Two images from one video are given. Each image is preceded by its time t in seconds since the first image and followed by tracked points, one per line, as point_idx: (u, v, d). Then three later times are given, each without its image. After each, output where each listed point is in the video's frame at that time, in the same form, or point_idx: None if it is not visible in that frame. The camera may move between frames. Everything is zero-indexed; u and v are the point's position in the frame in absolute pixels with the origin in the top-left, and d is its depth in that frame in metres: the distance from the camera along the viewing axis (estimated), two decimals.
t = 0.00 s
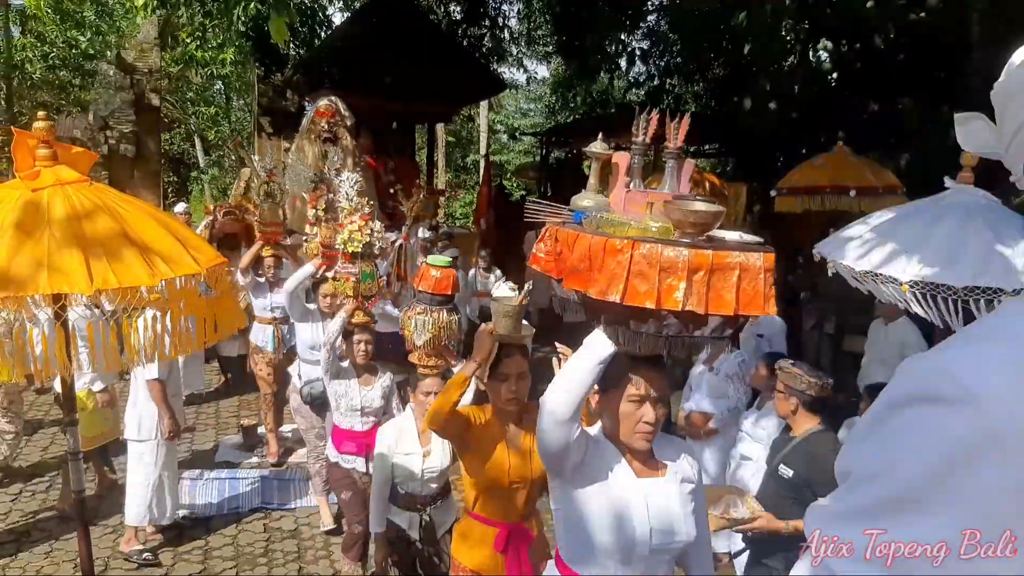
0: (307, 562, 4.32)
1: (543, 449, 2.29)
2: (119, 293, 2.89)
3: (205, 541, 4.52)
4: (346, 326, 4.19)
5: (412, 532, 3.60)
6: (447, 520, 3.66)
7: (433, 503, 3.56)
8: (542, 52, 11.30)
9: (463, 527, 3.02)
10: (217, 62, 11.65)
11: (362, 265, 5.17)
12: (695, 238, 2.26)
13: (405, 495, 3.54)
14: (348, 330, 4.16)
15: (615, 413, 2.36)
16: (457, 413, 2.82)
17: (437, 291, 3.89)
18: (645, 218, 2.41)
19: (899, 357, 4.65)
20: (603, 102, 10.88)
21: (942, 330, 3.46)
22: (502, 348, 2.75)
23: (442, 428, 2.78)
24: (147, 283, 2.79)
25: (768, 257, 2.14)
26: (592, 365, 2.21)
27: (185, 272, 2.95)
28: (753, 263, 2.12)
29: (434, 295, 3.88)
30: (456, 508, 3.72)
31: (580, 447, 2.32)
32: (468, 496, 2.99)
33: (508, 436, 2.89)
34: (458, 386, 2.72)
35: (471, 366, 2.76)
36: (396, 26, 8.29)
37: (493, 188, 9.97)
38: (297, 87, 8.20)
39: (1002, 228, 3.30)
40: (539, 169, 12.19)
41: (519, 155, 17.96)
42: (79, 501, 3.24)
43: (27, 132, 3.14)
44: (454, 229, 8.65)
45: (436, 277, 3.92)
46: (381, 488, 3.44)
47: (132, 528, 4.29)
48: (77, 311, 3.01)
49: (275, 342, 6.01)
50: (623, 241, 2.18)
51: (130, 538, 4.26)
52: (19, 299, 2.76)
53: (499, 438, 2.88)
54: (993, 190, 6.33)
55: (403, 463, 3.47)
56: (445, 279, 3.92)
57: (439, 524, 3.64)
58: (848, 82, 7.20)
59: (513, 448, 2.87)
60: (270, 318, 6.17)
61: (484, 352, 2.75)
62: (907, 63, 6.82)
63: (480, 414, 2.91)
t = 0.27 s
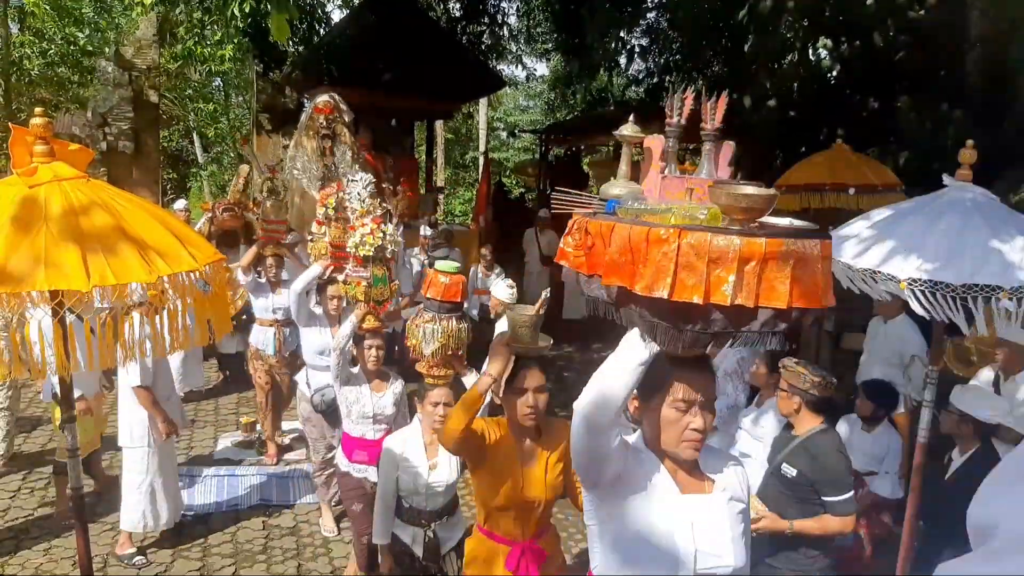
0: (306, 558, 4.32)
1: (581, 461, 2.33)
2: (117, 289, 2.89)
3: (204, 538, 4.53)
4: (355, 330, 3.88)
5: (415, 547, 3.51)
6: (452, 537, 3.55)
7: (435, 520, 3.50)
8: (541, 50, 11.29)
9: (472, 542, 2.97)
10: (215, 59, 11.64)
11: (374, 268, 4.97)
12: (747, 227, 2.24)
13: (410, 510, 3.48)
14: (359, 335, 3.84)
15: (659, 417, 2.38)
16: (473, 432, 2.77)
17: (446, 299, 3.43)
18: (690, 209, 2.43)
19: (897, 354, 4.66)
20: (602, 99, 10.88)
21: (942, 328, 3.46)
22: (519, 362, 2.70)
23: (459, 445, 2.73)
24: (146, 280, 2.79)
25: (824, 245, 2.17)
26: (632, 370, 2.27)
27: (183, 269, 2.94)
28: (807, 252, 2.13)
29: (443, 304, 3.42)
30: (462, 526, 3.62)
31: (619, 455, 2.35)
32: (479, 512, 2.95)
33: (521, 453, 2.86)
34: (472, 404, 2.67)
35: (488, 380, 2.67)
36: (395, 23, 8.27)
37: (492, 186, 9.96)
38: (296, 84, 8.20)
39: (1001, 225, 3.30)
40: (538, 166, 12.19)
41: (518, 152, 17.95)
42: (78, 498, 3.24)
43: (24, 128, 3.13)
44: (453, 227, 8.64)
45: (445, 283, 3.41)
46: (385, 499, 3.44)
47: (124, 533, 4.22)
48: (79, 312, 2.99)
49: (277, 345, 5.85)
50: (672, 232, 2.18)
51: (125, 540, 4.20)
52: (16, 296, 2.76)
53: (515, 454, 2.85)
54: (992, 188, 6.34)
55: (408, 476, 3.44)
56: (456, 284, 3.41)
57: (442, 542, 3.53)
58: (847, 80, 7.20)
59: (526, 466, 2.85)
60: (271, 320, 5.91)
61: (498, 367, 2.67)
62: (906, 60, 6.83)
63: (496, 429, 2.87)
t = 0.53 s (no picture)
0: (309, 558, 4.33)
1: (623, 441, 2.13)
2: (121, 289, 2.90)
3: (207, 539, 4.54)
4: (371, 331, 3.88)
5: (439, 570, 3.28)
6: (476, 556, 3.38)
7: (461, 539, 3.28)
8: (544, 48, 11.29)
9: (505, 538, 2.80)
10: (218, 59, 11.66)
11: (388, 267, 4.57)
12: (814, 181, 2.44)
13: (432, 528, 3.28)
14: (372, 336, 3.86)
15: (709, 394, 2.21)
16: (505, 416, 2.62)
17: (461, 304, 3.67)
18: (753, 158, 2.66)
19: (901, 353, 4.65)
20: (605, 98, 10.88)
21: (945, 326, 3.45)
22: (554, 340, 2.55)
23: (487, 430, 2.58)
24: (149, 279, 2.80)
25: (899, 200, 2.43)
26: (684, 332, 2.02)
27: (186, 268, 2.95)
28: (878, 207, 2.42)
29: (457, 309, 3.65)
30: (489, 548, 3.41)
31: (664, 435, 2.15)
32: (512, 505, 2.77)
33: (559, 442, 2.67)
34: (503, 384, 2.53)
35: (520, 362, 2.55)
36: (397, 22, 8.27)
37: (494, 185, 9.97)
38: (298, 84, 8.22)
39: (1004, 222, 3.28)
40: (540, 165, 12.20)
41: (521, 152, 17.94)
42: (82, 499, 3.25)
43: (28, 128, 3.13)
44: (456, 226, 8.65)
45: (458, 290, 3.69)
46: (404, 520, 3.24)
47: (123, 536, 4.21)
48: (82, 311, 3.00)
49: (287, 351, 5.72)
50: (739, 190, 2.46)
51: (127, 541, 4.19)
52: (21, 296, 2.77)
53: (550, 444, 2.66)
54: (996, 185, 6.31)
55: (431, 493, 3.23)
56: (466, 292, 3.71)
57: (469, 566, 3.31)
58: (850, 77, 7.19)
59: (564, 455, 2.67)
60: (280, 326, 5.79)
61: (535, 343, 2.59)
62: (909, 57, 6.81)
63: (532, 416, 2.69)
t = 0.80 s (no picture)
0: (314, 561, 4.33)
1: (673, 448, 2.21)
2: (126, 292, 2.90)
3: (212, 542, 4.55)
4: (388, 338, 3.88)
5: None
6: (489, 572, 3.37)
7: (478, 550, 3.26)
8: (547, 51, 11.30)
9: (521, 537, 2.83)
10: (222, 62, 11.69)
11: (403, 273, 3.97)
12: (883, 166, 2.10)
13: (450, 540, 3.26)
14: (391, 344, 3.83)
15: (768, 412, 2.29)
16: (531, 409, 2.61)
17: (475, 311, 3.46)
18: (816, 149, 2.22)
19: (905, 355, 4.65)
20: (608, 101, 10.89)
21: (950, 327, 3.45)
22: (581, 330, 2.58)
23: (508, 420, 2.57)
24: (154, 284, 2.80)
25: (985, 196, 2.07)
26: (743, 348, 2.11)
27: (191, 272, 2.96)
28: (965, 203, 2.05)
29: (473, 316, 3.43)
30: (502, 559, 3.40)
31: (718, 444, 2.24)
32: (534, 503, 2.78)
33: (588, 438, 2.67)
34: (527, 375, 2.49)
35: (547, 351, 2.52)
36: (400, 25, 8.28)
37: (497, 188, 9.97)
38: (301, 87, 8.23)
39: (1008, 224, 3.28)
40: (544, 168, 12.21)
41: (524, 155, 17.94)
42: (87, 502, 3.26)
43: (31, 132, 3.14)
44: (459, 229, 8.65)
45: (473, 296, 3.46)
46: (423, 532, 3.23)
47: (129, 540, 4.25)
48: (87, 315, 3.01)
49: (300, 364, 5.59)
50: (794, 180, 2.09)
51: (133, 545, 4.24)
52: (25, 300, 2.77)
53: (576, 438, 2.66)
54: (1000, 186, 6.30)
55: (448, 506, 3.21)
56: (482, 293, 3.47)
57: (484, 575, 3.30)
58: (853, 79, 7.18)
59: (592, 453, 2.66)
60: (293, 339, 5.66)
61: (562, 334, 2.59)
62: (912, 59, 6.80)
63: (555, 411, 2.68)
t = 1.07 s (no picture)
0: (316, 559, 4.34)
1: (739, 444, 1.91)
2: (128, 291, 2.91)
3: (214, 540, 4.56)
4: (402, 344, 3.75)
5: None
6: None
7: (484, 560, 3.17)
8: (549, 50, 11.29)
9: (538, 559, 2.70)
10: (224, 61, 11.70)
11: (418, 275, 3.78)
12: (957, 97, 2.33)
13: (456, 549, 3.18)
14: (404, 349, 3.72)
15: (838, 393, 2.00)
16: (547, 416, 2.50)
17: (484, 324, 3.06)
18: (906, 67, 2.32)
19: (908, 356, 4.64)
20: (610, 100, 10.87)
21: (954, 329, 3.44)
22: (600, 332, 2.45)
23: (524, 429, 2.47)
24: (156, 282, 2.81)
25: None
26: (814, 304, 1.88)
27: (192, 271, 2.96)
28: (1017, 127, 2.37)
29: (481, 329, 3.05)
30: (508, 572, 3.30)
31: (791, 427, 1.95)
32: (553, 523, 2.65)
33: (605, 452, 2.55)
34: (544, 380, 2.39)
35: (563, 355, 2.40)
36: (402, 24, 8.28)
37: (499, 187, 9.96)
38: (303, 86, 8.24)
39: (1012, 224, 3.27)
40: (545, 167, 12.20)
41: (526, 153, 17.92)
42: (90, 500, 3.26)
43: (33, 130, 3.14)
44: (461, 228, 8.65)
45: (481, 307, 3.06)
46: (430, 550, 3.14)
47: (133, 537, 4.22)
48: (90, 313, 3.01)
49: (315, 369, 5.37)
50: (891, 95, 2.24)
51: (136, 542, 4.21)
52: (28, 298, 2.78)
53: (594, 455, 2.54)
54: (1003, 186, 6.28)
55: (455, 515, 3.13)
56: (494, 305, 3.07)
57: None
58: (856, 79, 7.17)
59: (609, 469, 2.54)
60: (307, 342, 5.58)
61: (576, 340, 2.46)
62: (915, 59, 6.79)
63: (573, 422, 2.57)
